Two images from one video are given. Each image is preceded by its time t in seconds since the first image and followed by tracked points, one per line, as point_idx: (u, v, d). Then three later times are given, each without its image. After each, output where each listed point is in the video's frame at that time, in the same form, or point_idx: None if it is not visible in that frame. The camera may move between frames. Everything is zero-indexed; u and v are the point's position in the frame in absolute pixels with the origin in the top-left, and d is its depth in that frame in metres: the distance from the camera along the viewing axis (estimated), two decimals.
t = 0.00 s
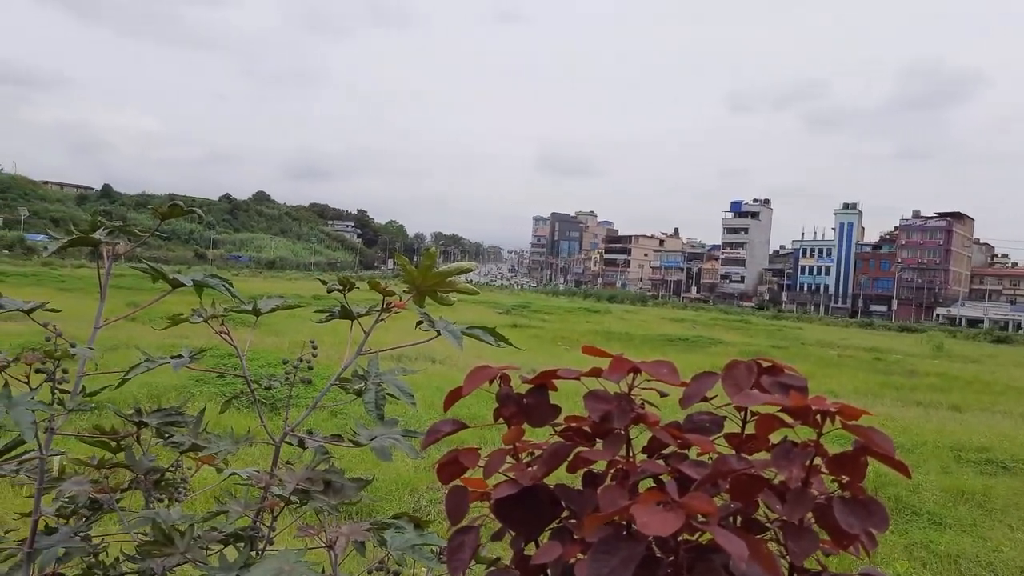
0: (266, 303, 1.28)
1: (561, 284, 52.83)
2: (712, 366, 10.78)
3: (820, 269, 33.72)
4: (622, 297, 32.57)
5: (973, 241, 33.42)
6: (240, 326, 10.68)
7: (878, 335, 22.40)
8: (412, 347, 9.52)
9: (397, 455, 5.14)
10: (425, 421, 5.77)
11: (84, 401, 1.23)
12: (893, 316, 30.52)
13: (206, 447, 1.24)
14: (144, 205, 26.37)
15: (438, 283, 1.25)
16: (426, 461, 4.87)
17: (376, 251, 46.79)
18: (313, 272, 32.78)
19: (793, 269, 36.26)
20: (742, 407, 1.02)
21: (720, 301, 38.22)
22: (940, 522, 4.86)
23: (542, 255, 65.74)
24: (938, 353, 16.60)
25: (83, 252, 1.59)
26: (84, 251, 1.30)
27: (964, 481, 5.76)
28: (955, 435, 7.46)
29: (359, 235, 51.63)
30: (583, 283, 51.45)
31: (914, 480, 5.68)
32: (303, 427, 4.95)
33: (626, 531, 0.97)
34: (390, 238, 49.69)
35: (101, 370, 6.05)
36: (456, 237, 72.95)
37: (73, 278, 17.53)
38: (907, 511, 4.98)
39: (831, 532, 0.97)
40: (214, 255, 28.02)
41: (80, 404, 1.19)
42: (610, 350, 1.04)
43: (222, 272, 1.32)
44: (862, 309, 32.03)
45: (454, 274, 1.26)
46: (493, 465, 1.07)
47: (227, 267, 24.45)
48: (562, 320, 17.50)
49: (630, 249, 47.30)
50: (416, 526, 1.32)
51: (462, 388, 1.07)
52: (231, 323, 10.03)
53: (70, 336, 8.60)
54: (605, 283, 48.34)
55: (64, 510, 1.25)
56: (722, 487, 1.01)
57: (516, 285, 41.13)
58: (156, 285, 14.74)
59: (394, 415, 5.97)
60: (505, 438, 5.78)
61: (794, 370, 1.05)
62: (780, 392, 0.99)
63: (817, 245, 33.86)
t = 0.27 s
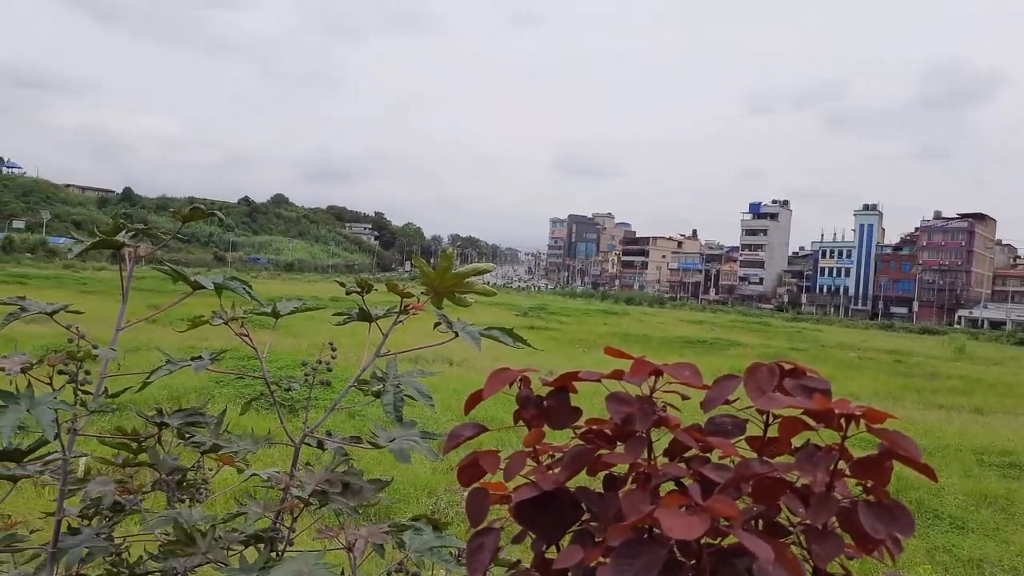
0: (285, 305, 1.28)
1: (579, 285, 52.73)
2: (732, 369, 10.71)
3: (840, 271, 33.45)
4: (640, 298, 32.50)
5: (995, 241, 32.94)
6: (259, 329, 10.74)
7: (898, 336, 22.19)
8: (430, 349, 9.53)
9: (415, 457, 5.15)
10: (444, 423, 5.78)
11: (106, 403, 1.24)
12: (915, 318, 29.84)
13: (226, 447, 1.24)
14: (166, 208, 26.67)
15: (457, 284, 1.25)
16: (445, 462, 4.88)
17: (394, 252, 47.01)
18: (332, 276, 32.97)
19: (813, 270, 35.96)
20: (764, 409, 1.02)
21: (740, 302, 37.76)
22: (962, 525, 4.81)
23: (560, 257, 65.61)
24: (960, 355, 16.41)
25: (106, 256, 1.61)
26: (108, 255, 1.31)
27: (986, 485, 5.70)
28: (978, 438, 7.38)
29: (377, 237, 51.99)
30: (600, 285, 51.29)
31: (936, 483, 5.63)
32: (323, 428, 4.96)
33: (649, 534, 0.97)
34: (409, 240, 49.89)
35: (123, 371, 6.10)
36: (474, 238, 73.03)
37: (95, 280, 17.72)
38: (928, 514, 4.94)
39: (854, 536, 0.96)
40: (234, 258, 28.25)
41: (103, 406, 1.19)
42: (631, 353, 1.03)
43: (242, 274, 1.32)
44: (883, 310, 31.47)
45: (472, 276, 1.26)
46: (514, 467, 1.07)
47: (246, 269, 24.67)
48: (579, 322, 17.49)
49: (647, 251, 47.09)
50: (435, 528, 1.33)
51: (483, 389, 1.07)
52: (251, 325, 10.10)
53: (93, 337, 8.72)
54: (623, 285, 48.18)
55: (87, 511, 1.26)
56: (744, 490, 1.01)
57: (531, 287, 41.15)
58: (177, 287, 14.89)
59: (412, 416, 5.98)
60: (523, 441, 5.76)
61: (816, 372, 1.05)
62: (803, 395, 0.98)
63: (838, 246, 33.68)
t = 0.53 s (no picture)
0: (303, 305, 1.29)
1: (596, 287, 52.61)
2: (750, 370, 10.65)
3: (858, 272, 32.91)
4: (657, 299, 32.46)
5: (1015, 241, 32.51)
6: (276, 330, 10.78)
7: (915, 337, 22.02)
8: (445, 350, 9.54)
9: (432, 457, 5.15)
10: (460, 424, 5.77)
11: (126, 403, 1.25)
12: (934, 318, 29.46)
13: (246, 447, 1.25)
14: (185, 210, 26.89)
15: (473, 286, 1.25)
16: (462, 463, 4.89)
17: (410, 253, 47.19)
18: (348, 277, 33.08)
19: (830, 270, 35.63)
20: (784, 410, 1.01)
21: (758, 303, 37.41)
22: (983, 528, 4.77)
23: (576, 258, 65.45)
24: (980, 356, 16.25)
25: (125, 257, 1.61)
26: (127, 256, 1.32)
27: (1007, 487, 5.65)
28: (999, 441, 7.31)
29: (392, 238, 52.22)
30: (616, 286, 51.15)
31: (957, 486, 5.59)
32: (340, 428, 4.97)
33: (668, 535, 0.97)
34: (425, 241, 49.95)
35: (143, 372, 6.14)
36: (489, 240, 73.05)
37: (114, 281, 17.87)
38: (948, 517, 4.91)
39: (875, 538, 0.96)
40: (251, 259, 28.40)
41: (122, 405, 1.20)
42: (650, 354, 1.03)
43: (260, 275, 1.33)
44: (902, 311, 30.92)
45: (489, 276, 1.26)
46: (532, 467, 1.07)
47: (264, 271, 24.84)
48: (595, 323, 17.48)
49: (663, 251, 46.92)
50: (452, 529, 1.33)
51: (500, 390, 1.07)
52: (269, 326, 10.18)
53: (114, 337, 8.86)
54: (638, 286, 47.98)
55: (108, 510, 1.28)
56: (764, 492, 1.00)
57: (544, 288, 41.18)
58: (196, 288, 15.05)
59: (429, 417, 6.00)
60: (540, 442, 5.76)
61: (836, 374, 1.04)
62: (823, 396, 0.98)
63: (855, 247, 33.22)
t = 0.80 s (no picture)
0: (322, 307, 1.30)
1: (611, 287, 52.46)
2: (768, 372, 10.60)
3: (875, 273, 32.93)
4: (673, 300, 32.42)
5: None
6: (293, 330, 10.82)
7: (932, 339, 21.82)
8: (461, 350, 9.55)
9: (447, 458, 5.15)
10: (475, 425, 5.78)
11: (146, 403, 1.26)
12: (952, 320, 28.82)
13: (264, 446, 1.26)
14: (203, 211, 27.10)
15: (491, 287, 1.25)
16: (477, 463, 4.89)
17: (425, 254, 47.32)
18: (363, 278, 33.21)
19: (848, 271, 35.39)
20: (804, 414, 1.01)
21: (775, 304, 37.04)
22: (1002, 531, 4.73)
23: (591, 259, 65.36)
24: (999, 359, 16.08)
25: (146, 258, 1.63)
26: (148, 256, 1.33)
27: None
28: (1020, 444, 7.23)
29: (407, 239, 52.50)
30: (631, 287, 51.00)
31: (976, 490, 5.55)
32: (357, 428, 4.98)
33: (688, 539, 0.96)
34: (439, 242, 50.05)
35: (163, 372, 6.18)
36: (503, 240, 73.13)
37: (132, 281, 18.01)
38: (967, 520, 4.87)
39: (896, 542, 0.96)
40: (267, 259, 28.56)
41: (142, 405, 1.21)
42: (669, 355, 1.03)
43: (279, 276, 1.34)
44: (920, 312, 30.71)
45: (506, 278, 1.26)
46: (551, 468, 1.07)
47: (279, 272, 24.99)
48: (611, 324, 17.46)
49: (679, 252, 46.78)
50: (469, 530, 1.33)
51: (520, 390, 1.07)
52: (286, 326, 10.26)
53: (133, 338, 9.00)
54: (654, 288, 47.83)
55: (128, 510, 1.29)
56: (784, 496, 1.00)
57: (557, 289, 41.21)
58: (214, 289, 15.15)
59: (444, 418, 6.01)
60: (557, 443, 5.75)
61: (856, 376, 1.04)
62: (844, 398, 0.98)
63: (873, 248, 33.22)
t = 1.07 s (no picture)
0: (338, 308, 1.30)
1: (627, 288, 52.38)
2: (786, 375, 10.51)
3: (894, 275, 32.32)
4: (691, 300, 32.45)
5: None
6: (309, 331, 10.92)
7: (948, 340, 21.62)
8: (477, 351, 9.58)
9: (462, 458, 5.16)
10: (490, 427, 5.81)
11: (166, 403, 1.26)
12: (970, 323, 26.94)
13: (281, 446, 1.26)
14: (221, 213, 27.36)
15: (507, 288, 1.25)
16: (491, 464, 4.89)
17: (440, 255, 47.51)
18: (378, 279, 33.30)
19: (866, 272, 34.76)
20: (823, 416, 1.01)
21: (792, 305, 36.61)
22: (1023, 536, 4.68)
23: (605, 260, 65.25)
24: (1020, 362, 15.87)
25: (164, 260, 1.64)
26: (166, 258, 1.33)
27: None
28: None
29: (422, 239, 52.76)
30: (647, 288, 50.93)
31: (998, 495, 5.48)
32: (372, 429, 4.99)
33: (707, 540, 0.96)
34: (453, 243, 50.15)
35: (181, 371, 6.22)
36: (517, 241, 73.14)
37: (149, 282, 18.16)
38: (986, 524, 4.83)
39: (916, 544, 0.95)
40: (283, 261, 28.70)
41: (161, 405, 1.22)
42: (687, 358, 1.03)
43: (296, 277, 1.34)
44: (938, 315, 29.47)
45: (522, 279, 1.26)
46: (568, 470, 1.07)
47: (295, 273, 25.19)
48: (626, 326, 17.46)
49: (695, 253, 46.75)
50: (485, 531, 1.33)
51: (537, 393, 1.08)
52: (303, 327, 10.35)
53: (152, 338, 9.17)
54: (670, 289, 47.75)
55: (148, 509, 1.31)
56: (804, 497, 1.00)
57: (569, 290, 41.30)
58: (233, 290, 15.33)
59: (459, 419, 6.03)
60: (572, 445, 5.73)
61: (877, 378, 1.03)
62: (863, 402, 0.98)
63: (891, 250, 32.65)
